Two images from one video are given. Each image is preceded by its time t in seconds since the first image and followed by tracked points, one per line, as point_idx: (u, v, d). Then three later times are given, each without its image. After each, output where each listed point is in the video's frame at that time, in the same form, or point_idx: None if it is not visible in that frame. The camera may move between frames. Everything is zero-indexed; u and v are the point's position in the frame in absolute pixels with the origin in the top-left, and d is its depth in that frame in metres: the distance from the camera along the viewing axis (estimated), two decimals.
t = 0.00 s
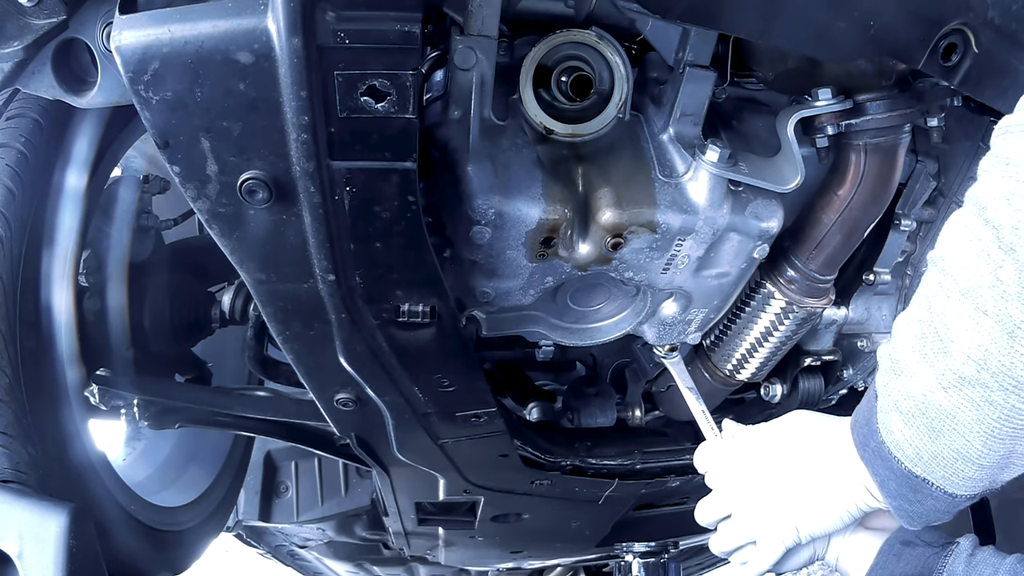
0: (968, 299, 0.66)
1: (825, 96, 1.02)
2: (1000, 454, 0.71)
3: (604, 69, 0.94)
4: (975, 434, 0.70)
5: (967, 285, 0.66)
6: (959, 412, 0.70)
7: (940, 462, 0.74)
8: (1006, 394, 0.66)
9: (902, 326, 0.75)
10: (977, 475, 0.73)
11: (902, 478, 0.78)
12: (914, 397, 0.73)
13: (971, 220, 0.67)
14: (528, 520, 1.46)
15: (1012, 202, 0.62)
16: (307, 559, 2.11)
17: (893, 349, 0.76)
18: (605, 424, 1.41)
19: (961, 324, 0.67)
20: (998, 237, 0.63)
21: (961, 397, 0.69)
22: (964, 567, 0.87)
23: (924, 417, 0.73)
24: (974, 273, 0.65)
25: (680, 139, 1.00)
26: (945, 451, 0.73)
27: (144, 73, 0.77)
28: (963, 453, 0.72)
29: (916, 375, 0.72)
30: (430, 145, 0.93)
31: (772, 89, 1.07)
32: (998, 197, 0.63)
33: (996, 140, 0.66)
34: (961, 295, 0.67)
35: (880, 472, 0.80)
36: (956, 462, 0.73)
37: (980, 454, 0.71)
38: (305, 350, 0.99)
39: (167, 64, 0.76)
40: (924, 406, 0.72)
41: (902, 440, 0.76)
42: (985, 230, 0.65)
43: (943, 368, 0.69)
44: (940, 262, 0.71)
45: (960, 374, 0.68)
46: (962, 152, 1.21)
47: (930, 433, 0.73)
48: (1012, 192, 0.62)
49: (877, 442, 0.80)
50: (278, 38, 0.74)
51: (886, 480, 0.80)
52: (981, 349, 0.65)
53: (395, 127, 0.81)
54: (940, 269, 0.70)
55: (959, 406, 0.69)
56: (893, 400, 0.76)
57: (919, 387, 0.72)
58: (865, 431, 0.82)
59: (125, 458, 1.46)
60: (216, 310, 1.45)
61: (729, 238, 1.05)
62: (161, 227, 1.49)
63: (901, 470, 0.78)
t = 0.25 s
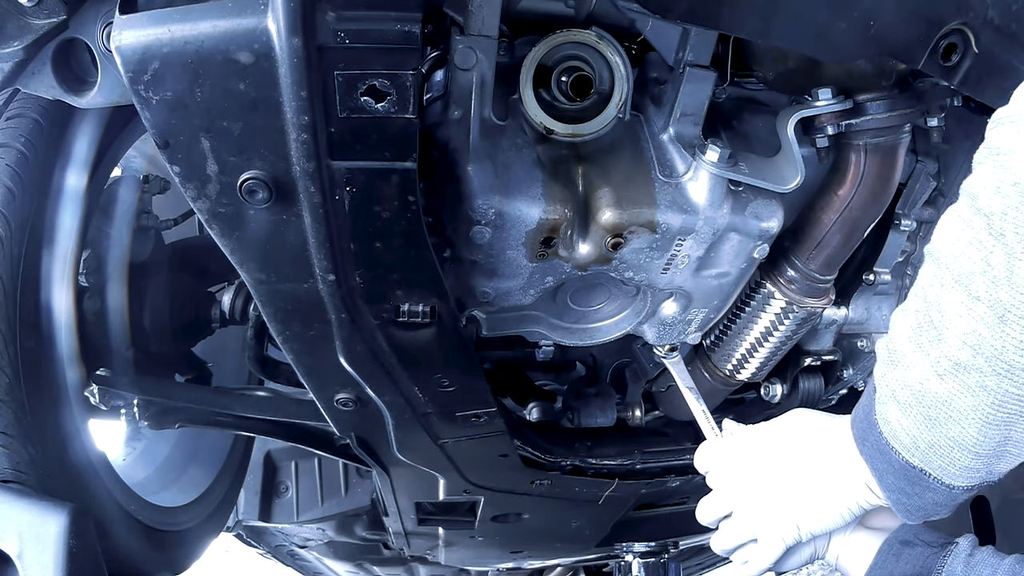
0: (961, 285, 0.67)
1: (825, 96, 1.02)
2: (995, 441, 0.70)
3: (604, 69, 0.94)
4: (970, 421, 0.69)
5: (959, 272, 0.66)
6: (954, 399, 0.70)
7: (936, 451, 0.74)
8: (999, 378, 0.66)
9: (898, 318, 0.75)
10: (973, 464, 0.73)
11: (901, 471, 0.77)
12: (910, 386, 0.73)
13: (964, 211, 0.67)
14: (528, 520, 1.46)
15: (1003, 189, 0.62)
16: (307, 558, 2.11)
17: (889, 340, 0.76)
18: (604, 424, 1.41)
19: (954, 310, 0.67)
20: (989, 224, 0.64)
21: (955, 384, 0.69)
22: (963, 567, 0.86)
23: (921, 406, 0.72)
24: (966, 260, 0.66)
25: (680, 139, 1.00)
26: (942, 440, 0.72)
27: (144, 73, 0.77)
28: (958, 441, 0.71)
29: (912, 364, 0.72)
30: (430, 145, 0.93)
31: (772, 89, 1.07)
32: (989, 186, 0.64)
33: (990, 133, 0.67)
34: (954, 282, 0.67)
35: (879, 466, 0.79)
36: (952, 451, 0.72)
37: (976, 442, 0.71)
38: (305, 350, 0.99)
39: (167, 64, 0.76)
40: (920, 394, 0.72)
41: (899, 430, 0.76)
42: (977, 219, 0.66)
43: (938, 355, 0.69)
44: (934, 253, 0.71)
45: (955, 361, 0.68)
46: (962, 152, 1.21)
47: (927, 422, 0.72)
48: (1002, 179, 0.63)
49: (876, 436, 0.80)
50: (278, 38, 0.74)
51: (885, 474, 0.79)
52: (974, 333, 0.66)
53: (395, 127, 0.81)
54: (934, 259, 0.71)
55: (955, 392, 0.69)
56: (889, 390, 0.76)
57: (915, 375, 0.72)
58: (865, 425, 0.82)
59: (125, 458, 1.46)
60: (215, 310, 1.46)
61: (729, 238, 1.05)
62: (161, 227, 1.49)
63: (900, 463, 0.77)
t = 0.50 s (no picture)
0: (954, 272, 0.67)
1: (825, 96, 1.02)
2: (991, 427, 0.70)
3: (604, 69, 0.94)
4: (966, 406, 0.69)
5: (952, 259, 0.67)
6: (950, 385, 0.70)
7: (933, 439, 0.73)
8: (993, 363, 0.66)
9: (895, 309, 0.76)
10: (970, 451, 0.72)
11: (899, 462, 0.78)
12: (907, 374, 0.73)
13: (956, 200, 0.68)
14: (528, 520, 1.46)
15: (993, 177, 0.62)
16: (307, 559, 2.11)
17: (887, 331, 0.76)
18: (605, 424, 1.40)
19: (948, 297, 0.67)
20: (980, 211, 0.64)
21: (951, 369, 0.69)
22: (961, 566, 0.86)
23: (917, 394, 0.72)
24: (959, 247, 0.66)
25: (680, 139, 1.00)
26: (939, 427, 0.72)
27: (144, 73, 0.77)
28: (955, 428, 0.71)
29: (908, 352, 0.72)
30: (430, 145, 0.93)
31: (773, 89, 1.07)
32: (979, 174, 0.65)
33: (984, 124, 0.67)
34: (948, 270, 0.67)
35: (878, 459, 0.80)
36: (949, 438, 0.72)
37: (972, 428, 0.70)
38: (306, 350, 0.99)
39: (167, 64, 0.76)
40: (917, 382, 0.72)
41: (896, 419, 0.76)
42: (969, 208, 0.66)
43: (934, 342, 0.69)
44: (929, 242, 0.71)
45: (950, 347, 0.68)
46: (962, 152, 1.21)
47: (924, 410, 0.72)
48: (992, 166, 0.63)
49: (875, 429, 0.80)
50: (278, 38, 0.74)
51: (885, 467, 0.79)
52: (968, 319, 0.66)
53: (395, 127, 0.81)
54: (929, 249, 0.71)
55: (951, 378, 0.69)
56: (886, 380, 0.76)
57: (911, 363, 0.72)
58: (864, 419, 0.82)
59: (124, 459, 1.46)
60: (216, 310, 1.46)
61: (729, 238, 1.05)
62: (161, 227, 1.49)
63: (898, 454, 0.77)
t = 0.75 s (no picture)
0: (948, 265, 0.67)
1: (825, 96, 1.02)
2: (987, 419, 0.70)
3: (604, 69, 0.94)
4: (961, 398, 0.69)
5: (946, 252, 0.67)
6: (946, 376, 0.70)
7: (929, 432, 0.73)
8: (987, 354, 0.66)
9: (893, 304, 0.76)
10: (966, 444, 0.72)
11: (896, 457, 0.77)
12: (904, 367, 0.73)
13: (951, 195, 0.68)
14: (528, 520, 1.46)
15: (986, 170, 0.63)
16: (307, 558, 2.11)
17: (885, 326, 0.76)
18: (604, 424, 1.40)
19: (942, 289, 0.67)
20: (973, 204, 0.64)
21: (946, 362, 0.69)
22: (959, 567, 0.85)
23: (914, 386, 0.72)
24: (953, 240, 0.66)
25: (680, 139, 1.00)
26: (934, 419, 0.72)
27: (144, 73, 0.77)
28: (950, 420, 0.71)
29: (904, 346, 0.73)
30: (430, 145, 0.93)
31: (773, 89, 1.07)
32: (971, 167, 0.65)
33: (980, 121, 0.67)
34: (942, 263, 0.68)
35: (875, 454, 0.79)
36: (944, 431, 0.72)
37: (967, 420, 0.70)
38: (306, 350, 0.99)
39: (167, 64, 0.76)
40: (913, 374, 0.72)
41: (893, 413, 0.76)
42: (963, 202, 0.66)
43: (929, 333, 0.69)
44: (926, 236, 0.71)
45: (945, 339, 0.68)
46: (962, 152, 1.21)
47: (920, 403, 0.72)
48: (985, 161, 0.63)
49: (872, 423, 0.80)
50: (278, 38, 0.74)
51: (882, 462, 0.79)
52: (962, 310, 0.66)
53: (395, 127, 0.81)
54: (925, 243, 0.71)
55: (946, 370, 0.69)
56: (884, 374, 0.76)
57: (907, 356, 0.72)
58: (862, 416, 0.81)
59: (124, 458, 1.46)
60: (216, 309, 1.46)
61: (729, 238, 1.05)
62: (161, 227, 1.49)
63: (895, 448, 0.77)
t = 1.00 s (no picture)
0: (943, 257, 0.67)
1: (825, 96, 1.02)
2: (983, 411, 0.70)
3: (604, 69, 0.94)
4: (956, 390, 0.70)
5: (941, 245, 0.67)
6: (941, 369, 0.70)
7: (926, 426, 0.74)
8: (982, 346, 0.66)
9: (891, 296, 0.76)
10: (962, 437, 0.72)
11: (894, 452, 0.78)
12: (900, 360, 0.73)
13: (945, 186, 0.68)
14: (528, 520, 1.46)
15: (978, 161, 0.62)
16: (307, 558, 2.11)
17: (884, 319, 0.77)
18: (604, 424, 1.41)
19: (937, 282, 0.67)
20: (966, 195, 0.64)
21: (941, 354, 0.69)
22: (958, 567, 0.85)
23: (910, 379, 0.73)
24: (948, 232, 0.66)
25: (680, 139, 1.00)
26: (931, 411, 0.72)
27: (144, 73, 0.77)
28: (946, 413, 0.71)
29: (900, 338, 0.73)
30: (430, 145, 0.93)
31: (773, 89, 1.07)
32: (964, 158, 0.65)
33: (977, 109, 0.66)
34: (937, 255, 0.68)
35: (874, 449, 0.80)
36: (941, 424, 0.72)
37: (963, 412, 0.70)
38: (306, 350, 0.99)
39: (167, 64, 0.76)
40: (909, 367, 0.72)
41: (891, 407, 0.76)
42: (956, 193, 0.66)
43: (924, 326, 0.70)
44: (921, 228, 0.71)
45: (940, 331, 0.68)
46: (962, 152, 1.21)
47: (917, 396, 0.73)
48: (977, 151, 0.62)
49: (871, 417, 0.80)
50: (278, 38, 0.74)
51: (880, 457, 0.79)
52: (956, 303, 0.66)
53: (395, 127, 0.81)
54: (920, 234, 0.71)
55: (941, 362, 0.69)
56: (881, 367, 0.77)
57: (904, 349, 0.73)
58: (862, 411, 0.82)
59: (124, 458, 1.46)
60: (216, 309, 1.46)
61: (730, 238, 1.05)
62: (161, 227, 1.49)
63: (893, 442, 0.78)
